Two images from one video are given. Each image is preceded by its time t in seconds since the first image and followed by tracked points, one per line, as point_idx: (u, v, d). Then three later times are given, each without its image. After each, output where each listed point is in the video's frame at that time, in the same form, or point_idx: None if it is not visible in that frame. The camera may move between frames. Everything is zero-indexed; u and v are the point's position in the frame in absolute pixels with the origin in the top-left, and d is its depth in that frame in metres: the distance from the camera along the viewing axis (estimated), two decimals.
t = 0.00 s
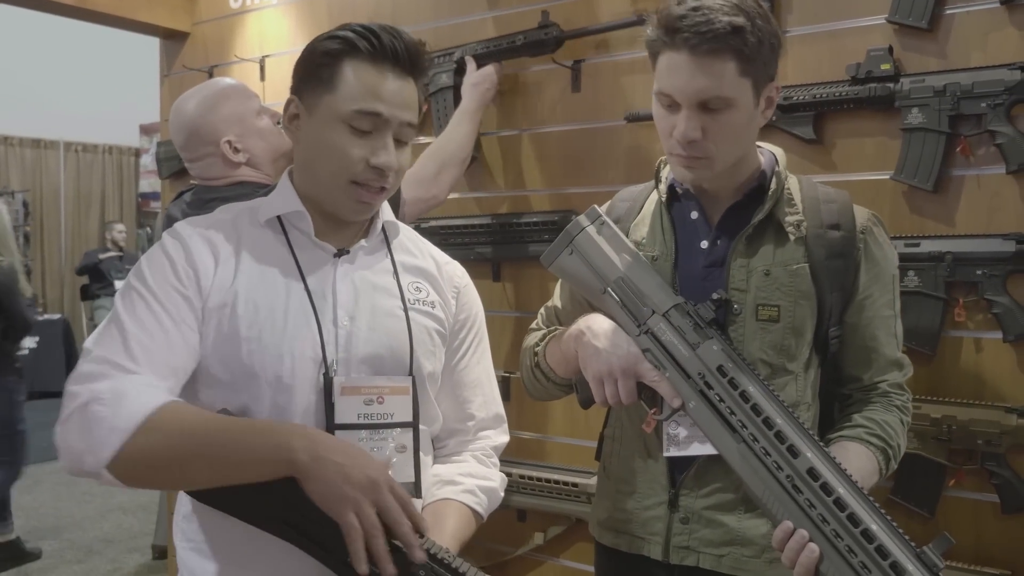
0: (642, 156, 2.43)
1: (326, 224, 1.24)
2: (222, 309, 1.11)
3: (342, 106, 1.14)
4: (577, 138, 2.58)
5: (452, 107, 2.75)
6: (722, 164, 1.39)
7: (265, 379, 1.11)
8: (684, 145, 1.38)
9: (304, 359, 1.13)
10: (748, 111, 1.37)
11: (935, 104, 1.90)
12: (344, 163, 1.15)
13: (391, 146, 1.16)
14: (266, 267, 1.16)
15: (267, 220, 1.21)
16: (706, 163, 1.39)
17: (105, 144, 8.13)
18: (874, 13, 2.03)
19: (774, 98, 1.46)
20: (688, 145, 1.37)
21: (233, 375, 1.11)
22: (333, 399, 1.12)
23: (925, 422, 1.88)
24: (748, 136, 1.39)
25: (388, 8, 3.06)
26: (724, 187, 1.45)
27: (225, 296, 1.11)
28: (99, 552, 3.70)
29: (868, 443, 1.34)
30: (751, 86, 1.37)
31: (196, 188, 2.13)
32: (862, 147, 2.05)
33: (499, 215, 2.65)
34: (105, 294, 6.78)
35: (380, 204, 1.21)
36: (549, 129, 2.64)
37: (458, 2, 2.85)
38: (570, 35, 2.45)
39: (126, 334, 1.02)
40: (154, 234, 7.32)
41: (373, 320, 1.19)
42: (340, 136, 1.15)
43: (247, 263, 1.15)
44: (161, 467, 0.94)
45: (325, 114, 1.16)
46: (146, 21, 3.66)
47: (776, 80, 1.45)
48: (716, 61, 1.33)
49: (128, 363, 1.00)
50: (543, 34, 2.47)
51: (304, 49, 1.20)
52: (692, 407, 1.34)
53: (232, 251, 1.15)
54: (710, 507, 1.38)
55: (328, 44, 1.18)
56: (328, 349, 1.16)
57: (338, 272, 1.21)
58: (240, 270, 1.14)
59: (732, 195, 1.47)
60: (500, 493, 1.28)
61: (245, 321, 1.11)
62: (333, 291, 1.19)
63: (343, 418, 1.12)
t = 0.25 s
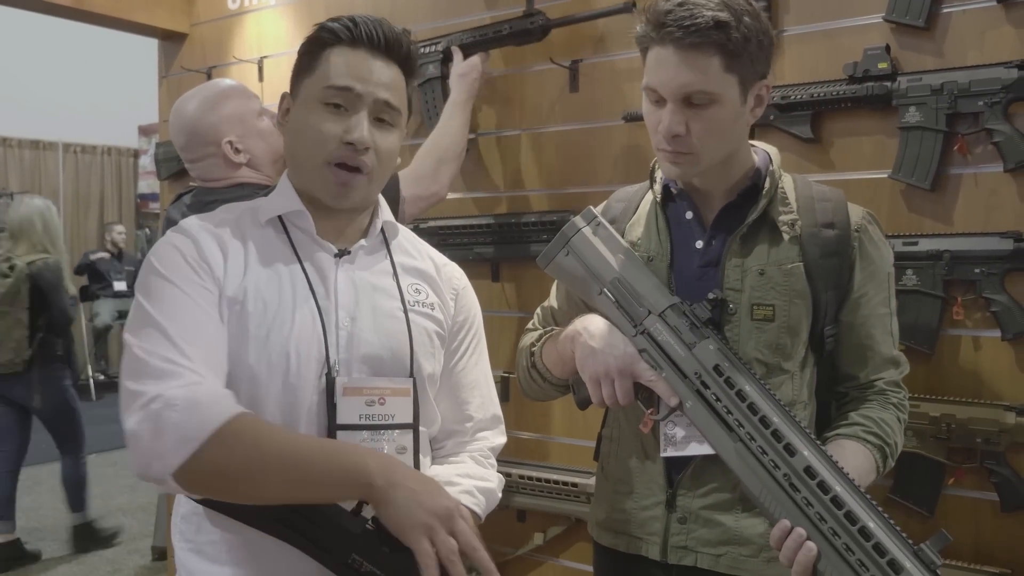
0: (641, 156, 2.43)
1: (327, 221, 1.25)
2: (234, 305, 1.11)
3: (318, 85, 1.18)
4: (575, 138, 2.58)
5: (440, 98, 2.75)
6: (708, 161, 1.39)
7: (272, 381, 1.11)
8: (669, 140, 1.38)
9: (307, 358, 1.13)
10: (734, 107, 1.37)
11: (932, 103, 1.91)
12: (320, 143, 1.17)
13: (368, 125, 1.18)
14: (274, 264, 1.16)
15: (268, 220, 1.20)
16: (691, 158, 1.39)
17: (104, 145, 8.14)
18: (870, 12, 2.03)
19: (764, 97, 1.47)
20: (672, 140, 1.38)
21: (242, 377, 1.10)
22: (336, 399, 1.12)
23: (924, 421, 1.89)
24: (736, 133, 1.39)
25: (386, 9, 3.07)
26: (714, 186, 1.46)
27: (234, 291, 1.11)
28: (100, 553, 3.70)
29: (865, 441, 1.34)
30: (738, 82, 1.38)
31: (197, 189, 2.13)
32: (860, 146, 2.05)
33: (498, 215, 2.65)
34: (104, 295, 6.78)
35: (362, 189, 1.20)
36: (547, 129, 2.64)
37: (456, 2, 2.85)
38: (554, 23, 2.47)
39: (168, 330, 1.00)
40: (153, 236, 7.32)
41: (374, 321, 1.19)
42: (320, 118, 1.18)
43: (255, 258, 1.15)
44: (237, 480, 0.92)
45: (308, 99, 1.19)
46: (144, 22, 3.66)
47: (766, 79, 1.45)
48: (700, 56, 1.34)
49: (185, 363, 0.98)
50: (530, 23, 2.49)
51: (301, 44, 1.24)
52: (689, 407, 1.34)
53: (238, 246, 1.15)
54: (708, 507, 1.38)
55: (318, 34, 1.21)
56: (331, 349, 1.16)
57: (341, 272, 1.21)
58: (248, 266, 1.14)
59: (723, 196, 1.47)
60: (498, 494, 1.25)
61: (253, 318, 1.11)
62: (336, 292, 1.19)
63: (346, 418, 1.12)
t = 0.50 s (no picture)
0: (640, 163, 2.44)
1: (335, 228, 1.25)
2: (242, 310, 1.11)
3: (331, 96, 1.19)
4: (575, 145, 2.58)
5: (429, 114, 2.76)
6: (703, 167, 1.39)
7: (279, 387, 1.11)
8: (664, 145, 1.38)
9: (315, 367, 1.13)
10: (728, 113, 1.38)
11: (931, 110, 1.91)
12: (337, 150, 1.17)
13: (385, 131, 1.19)
14: (282, 269, 1.16)
15: (274, 228, 1.21)
16: (687, 163, 1.38)
17: (105, 151, 8.15)
18: (870, 20, 2.04)
19: (757, 104, 1.47)
20: (668, 145, 1.37)
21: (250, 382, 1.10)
22: (343, 407, 1.13)
23: (923, 428, 1.88)
24: (730, 139, 1.39)
25: (386, 16, 3.08)
26: (708, 194, 1.45)
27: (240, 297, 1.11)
28: (99, 559, 3.70)
29: (860, 448, 1.34)
30: (732, 88, 1.38)
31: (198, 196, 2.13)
32: (859, 153, 2.06)
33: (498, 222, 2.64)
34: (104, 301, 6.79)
35: (379, 195, 1.21)
36: (546, 136, 2.65)
37: (456, 10, 2.86)
38: (540, 25, 2.48)
39: (193, 336, 1.01)
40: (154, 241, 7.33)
41: (380, 329, 1.19)
42: (332, 124, 1.18)
43: (264, 262, 1.15)
44: (275, 486, 0.91)
45: (317, 107, 1.20)
46: (145, 28, 3.67)
47: (760, 86, 1.45)
48: (695, 61, 1.35)
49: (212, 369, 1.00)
50: (515, 26, 2.51)
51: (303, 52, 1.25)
52: (683, 415, 1.34)
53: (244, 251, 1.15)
54: (704, 515, 1.38)
55: (323, 42, 1.23)
56: (337, 356, 1.16)
57: (348, 280, 1.21)
58: (256, 271, 1.14)
59: (718, 204, 1.47)
60: (500, 503, 1.25)
61: (260, 323, 1.11)
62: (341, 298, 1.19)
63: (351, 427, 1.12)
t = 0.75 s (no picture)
0: (639, 168, 2.44)
1: (337, 230, 1.25)
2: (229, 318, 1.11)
3: (324, 88, 1.20)
4: (573, 150, 2.58)
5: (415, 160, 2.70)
6: (710, 153, 1.41)
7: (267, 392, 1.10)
8: (675, 125, 1.40)
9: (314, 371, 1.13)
10: (735, 102, 1.42)
11: (929, 116, 1.92)
12: (323, 142, 1.18)
13: (374, 127, 1.19)
14: (280, 274, 1.16)
15: (278, 229, 1.21)
16: (697, 146, 1.40)
17: (105, 154, 8.13)
18: (868, 26, 2.05)
19: (755, 105, 1.51)
20: (679, 125, 1.40)
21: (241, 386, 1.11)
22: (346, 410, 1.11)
23: (919, 433, 1.89)
24: (736, 127, 1.43)
25: (386, 20, 3.08)
26: (706, 193, 1.47)
27: (235, 304, 1.12)
28: (96, 562, 3.68)
29: (853, 452, 1.35)
30: (736, 77, 1.43)
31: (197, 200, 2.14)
32: (856, 159, 2.06)
33: (497, 226, 2.64)
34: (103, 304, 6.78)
35: (368, 192, 1.20)
36: (545, 140, 2.65)
37: (456, 14, 2.87)
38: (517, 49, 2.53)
39: (125, 327, 1.01)
40: (153, 245, 7.32)
41: (382, 332, 1.18)
42: (324, 120, 1.19)
43: (259, 268, 1.15)
44: (143, 439, 0.89)
45: (313, 103, 1.22)
46: (145, 32, 3.68)
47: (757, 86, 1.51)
48: (707, 44, 1.40)
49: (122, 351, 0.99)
50: (493, 52, 2.55)
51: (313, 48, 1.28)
52: (677, 421, 1.34)
53: (238, 258, 1.15)
54: (697, 519, 1.38)
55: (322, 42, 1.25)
56: (339, 360, 1.15)
57: (351, 282, 1.21)
58: (250, 277, 1.14)
59: (714, 206, 1.48)
60: (503, 509, 1.30)
61: (252, 331, 1.11)
62: (344, 303, 1.19)
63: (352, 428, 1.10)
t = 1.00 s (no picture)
0: (638, 170, 2.44)
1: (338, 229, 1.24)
2: (219, 329, 1.11)
3: (334, 85, 1.21)
4: (574, 151, 2.59)
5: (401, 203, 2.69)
6: (717, 143, 1.42)
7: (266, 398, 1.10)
8: (683, 112, 1.41)
9: (317, 373, 1.13)
10: (737, 94, 1.45)
11: (928, 117, 1.92)
12: (335, 139, 1.19)
13: (384, 123, 1.21)
14: (276, 276, 1.16)
15: (282, 231, 1.21)
16: (705, 134, 1.41)
17: (106, 157, 8.13)
18: (868, 27, 2.05)
19: (751, 106, 1.55)
20: (688, 113, 1.41)
21: (242, 392, 1.11)
22: (350, 411, 1.11)
23: (919, 434, 1.89)
24: (739, 120, 1.45)
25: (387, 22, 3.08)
26: (706, 191, 1.48)
27: (225, 314, 1.11)
28: (97, 565, 3.67)
29: (852, 453, 1.35)
30: (737, 70, 1.46)
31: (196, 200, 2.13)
32: (856, 160, 2.06)
33: (497, 228, 2.65)
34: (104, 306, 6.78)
35: (379, 189, 1.20)
36: (545, 142, 2.65)
37: (456, 16, 2.87)
38: (490, 100, 2.56)
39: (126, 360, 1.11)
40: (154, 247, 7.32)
41: (382, 334, 1.18)
42: (335, 117, 1.20)
43: (255, 272, 1.15)
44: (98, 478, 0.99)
45: (322, 101, 1.22)
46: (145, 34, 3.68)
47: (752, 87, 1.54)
48: (709, 36, 1.44)
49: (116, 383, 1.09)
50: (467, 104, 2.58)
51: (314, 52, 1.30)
52: (676, 423, 1.35)
53: (234, 263, 1.15)
54: (696, 521, 1.38)
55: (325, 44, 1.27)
56: (342, 362, 1.15)
57: (352, 285, 1.21)
58: (244, 283, 1.13)
59: (713, 205, 1.49)
60: (509, 510, 1.31)
61: (244, 338, 1.10)
62: (345, 304, 1.19)
63: (360, 429, 1.11)
